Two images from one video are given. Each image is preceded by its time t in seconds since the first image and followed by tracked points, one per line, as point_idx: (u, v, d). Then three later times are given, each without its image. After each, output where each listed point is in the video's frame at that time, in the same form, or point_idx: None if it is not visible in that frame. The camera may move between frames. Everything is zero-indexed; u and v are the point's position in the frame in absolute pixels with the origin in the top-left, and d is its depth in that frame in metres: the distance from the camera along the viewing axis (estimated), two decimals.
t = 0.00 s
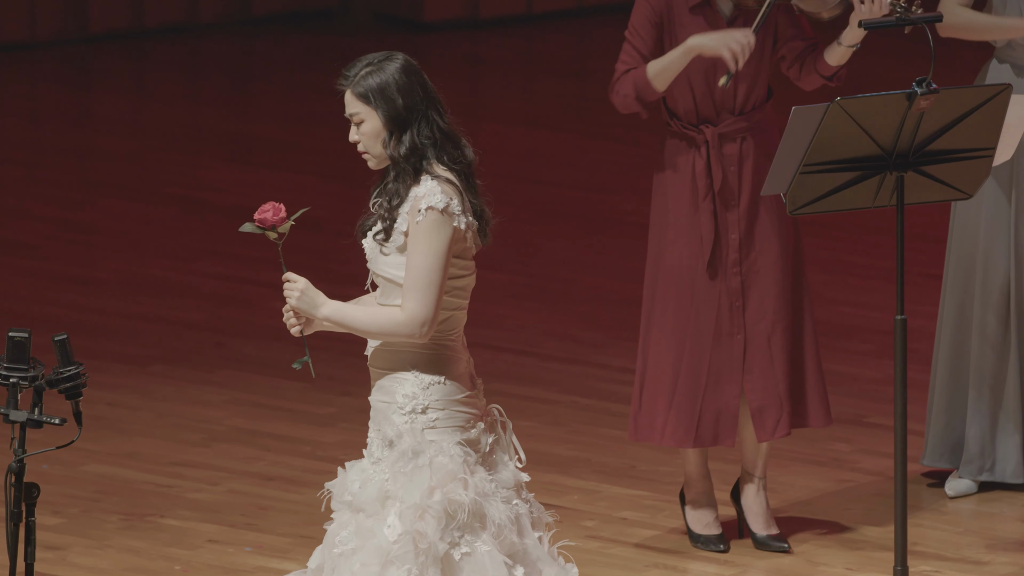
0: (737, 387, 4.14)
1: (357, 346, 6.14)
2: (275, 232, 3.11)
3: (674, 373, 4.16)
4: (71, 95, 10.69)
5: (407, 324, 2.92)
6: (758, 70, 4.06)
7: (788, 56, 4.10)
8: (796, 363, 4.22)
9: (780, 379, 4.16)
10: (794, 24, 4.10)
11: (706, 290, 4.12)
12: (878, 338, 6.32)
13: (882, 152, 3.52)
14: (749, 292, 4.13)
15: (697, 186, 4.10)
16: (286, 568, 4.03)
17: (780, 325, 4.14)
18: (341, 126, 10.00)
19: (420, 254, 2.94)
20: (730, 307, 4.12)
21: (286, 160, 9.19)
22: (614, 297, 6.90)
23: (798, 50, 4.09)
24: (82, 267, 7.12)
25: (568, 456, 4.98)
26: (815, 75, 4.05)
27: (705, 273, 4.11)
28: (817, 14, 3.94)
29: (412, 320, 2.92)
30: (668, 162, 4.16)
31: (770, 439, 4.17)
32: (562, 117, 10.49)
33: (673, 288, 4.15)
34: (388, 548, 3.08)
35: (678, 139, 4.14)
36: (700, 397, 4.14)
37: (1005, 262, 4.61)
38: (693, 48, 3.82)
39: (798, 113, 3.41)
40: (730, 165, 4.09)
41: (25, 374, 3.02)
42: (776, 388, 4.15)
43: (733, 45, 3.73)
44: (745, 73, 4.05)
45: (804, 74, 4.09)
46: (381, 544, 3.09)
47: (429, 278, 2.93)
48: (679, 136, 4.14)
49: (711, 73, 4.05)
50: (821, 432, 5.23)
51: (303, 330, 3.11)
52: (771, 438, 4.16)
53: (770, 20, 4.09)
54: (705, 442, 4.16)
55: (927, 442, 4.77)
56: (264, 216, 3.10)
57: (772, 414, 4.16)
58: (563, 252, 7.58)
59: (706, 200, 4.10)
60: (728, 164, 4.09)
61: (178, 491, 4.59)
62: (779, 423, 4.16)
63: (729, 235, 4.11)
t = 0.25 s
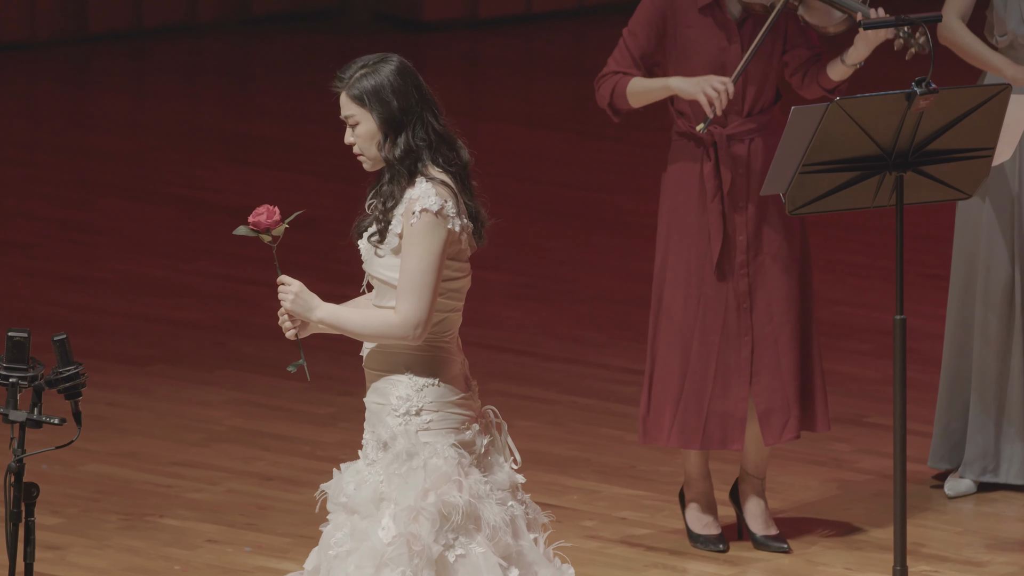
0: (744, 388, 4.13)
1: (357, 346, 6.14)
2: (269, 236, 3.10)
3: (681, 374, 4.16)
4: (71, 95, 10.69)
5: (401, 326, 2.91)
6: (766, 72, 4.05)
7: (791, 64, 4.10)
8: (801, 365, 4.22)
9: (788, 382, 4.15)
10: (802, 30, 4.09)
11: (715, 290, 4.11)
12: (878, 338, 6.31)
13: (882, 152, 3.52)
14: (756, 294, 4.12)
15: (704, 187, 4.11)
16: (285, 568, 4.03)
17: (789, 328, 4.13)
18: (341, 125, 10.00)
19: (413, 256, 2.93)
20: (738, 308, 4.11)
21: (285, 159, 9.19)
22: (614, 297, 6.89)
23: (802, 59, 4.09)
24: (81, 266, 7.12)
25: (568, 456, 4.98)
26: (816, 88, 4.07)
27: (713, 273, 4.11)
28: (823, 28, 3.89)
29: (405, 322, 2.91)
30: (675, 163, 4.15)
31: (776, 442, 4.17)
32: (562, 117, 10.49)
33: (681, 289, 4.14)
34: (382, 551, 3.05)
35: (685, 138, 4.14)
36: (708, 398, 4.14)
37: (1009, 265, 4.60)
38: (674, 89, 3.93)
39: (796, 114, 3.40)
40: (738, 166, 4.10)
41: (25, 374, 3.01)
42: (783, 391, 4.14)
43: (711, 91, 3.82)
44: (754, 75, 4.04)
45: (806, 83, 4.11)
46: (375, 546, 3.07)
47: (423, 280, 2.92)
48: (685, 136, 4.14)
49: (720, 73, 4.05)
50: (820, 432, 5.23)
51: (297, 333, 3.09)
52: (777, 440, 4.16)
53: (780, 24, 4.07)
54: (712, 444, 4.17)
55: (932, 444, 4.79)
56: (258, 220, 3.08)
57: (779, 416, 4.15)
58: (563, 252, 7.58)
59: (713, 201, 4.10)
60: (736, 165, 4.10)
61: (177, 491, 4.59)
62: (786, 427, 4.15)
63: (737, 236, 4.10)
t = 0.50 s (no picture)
0: (750, 389, 4.13)
1: (356, 346, 6.13)
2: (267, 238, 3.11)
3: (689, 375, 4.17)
4: (71, 95, 10.69)
5: (398, 328, 2.92)
6: (776, 74, 4.04)
7: (798, 69, 4.08)
8: (806, 366, 4.22)
9: (792, 384, 4.15)
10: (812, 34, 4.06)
11: (721, 291, 4.11)
12: (878, 338, 6.31)
13: (882, 152, 3.52)
14: (762, 294, 4.11)
15: (713, 186, 4.10)
16: (285, 568, 4.03)
17: (794, 329, 4.13)
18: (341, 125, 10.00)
19: (410, 258, 2.93)
20: (745, 309, 4.11)
21: (285, 159, 9.19)
22: (615, 297, 6.89)
23: (808, 64, 4.06)
24: (82, 266, 7.12)
25: (568, 456, 4.97)
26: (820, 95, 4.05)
27: (721, 274, 4.10)
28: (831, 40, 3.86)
29: (402, 324, 2.91)
30: (683, 163, 4.14)
31: (780, 444, 4.17)
32: (562, 117, 10.49)
33: (690, 289, 4.14)
34: (378, 552, 3.04)
35: (694, 137, 4.13)
36: (714, 399, 4.13)
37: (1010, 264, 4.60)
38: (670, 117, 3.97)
39: (797, 113, 3.42)
40: (746, 166, 4.10)
41: (25, 373, 3.01)
42: (786, 393, 4.15)
43: (705, 118, 3.88)
44: (765, 75, 4.03)
45: (811, 89, 4.09)
46: (371, 547, 3.06)
47: (419, 282, 2.92)
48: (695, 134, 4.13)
49: (730, 72, 4.04)
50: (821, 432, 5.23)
51: (296, 335, 3.10)
52: (781, 443, 4.16)
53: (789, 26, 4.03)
54: (717, 445, 4.16)
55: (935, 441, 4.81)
56: (257, 220, 3.08)
57: (783, 419, 4.15)
58: (563, 252, 7.58)
59: (721, 201, 4.10)
60: (744, 165, 4.10)
61: (178, 491, 4.59)
62: (789, 429, 4.15)
63: (744, 236, 4.10)
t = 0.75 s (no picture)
0: (755, 389, 4.12)
1: (356, 347, 6.13)
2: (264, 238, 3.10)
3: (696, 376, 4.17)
4: (71, 96, 10.68)
5: (393, 329, 2.91)
6: (786, 73, 4.05)
7: (810, 67, 4.10)
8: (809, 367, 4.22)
9: (794, 384, 4.16)
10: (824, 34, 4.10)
11: (727, 290, 4.11)
12: (878, 338, 6.31)
13: (882, 152, 3.51)
14: (768, 294, 4.11)
15: (719, 186, 4.10)
16: (285, 569, 4.03)
17: (797, 329, 4.14)
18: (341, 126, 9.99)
19: (406, 259, 2.92)
20: (750, 309, 4.10)
21: (285, 160, 9.19)
22: (614, 297, 6.89)
23: (820, 63, 4.10)
24: (82, 266, 7.12)
25: (567, 456, 4.98)
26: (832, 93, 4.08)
27: (726, 273, 4.10)
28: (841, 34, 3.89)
29: (398, 325, 2.91)
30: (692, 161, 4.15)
31: (781, 444, 4.17)
32: (562, 117, 10.49)
33: (697, 288, 4.14)
34: (373, 552, 3.04)
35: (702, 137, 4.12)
36: (719, 399, 4.13)
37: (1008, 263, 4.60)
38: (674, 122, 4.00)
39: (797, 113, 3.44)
40: (753, 165, 4.09)
41: (25, 374, 3.01)
42: (788, 393, 4.15)
43: (709, 128, 3.90)
44: (773, 74, 4.03)
45: (823, 87, 4.11)
46: (367, 548, 3.05)
47: (416, 283, 2.91)
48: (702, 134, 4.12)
49: (739, 72, 4.04)
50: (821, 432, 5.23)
51: (295, 336, 3.09)
52: (783, 443, 4.16)
53: (800, 26, 4.06)
54: (721, 445, 4.14)
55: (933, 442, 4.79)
56: (254, 221, 3.08)
57: (784, 418, 4.16)
58: (563, 252, 7.58)
59: (728, 200, 4.09)
60: (752, 164, 4.09)
61: (178, 491, 4.59)
62: (791, 430, 4.16)
63: (751, 236, 4.10)
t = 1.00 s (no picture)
0: (760, 388, 4.12)
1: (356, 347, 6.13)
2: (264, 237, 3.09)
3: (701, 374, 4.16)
4: (71, 95, 10.68)
5: (389, 329, 2.90)
6: (793, 72, 4.04)
7: (820, 64, 4.11)
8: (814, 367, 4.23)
9: (800, 383, 4.16)
10: (831, 30, 4.11)
11: (734, 289, 4.10)
12: (878, 338, 6.31)
13: (882, 152, 3.51)
14: (773, 294, 4.11)
15: (724, 185, 4.10)
16: (285, 568, 4.03)
17: (802, 328, 4.14)
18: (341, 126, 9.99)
19: (402, 260, 2.91)
20: (757, 308, 4.10)
21: (285, 160, 9.19)
22: (614, 297, 6.89)
23: (831, 59, 4.10)
24: (82, 266, 7.11)
25: (567, 456, 4.97)
26: (846, 86, 4.06)
27: (733, 272, 4.10)
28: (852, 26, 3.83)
29: (393, 326, 2.89)
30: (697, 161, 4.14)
31: (786, 443, 4.17)
32: (562, 117, 10.49)
33: (701, 286, 4.13)
34: (369, 552, 3.03)
35: (707, 136, 4.11)
36: (726, 397, 4.11)
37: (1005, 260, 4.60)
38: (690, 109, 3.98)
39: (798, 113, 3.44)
40: (760, 164, 4.09)
41: (26, 374, 3.01)
42: (794, 392, 4.15)
43: (728, 113, 3.90)
44: (781, 72, 4.03)
45: (836, 83, 4.10)
46: (362, 548, 3.05)
47: (412, 284, 2.90)
48: (708, 134, 4.11)
49: (746, 72, 4.04)
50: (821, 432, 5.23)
51: (293, 335, 3.09)
52: (788, 442, 4.16)
53: (808, 24, 4.07)
54: (727, 444, 4.13)
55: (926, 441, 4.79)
56: (252, 220, 3.07)
57: (790, 417, 4.16)
58: (563, 253, 7.58)
59: (733, 199, 4.09)
60: (758, 163, 4.10)
61: (178, 491, 4.59)
62: (797, 429, 4.16)
63: (756, 235, 4.10)
